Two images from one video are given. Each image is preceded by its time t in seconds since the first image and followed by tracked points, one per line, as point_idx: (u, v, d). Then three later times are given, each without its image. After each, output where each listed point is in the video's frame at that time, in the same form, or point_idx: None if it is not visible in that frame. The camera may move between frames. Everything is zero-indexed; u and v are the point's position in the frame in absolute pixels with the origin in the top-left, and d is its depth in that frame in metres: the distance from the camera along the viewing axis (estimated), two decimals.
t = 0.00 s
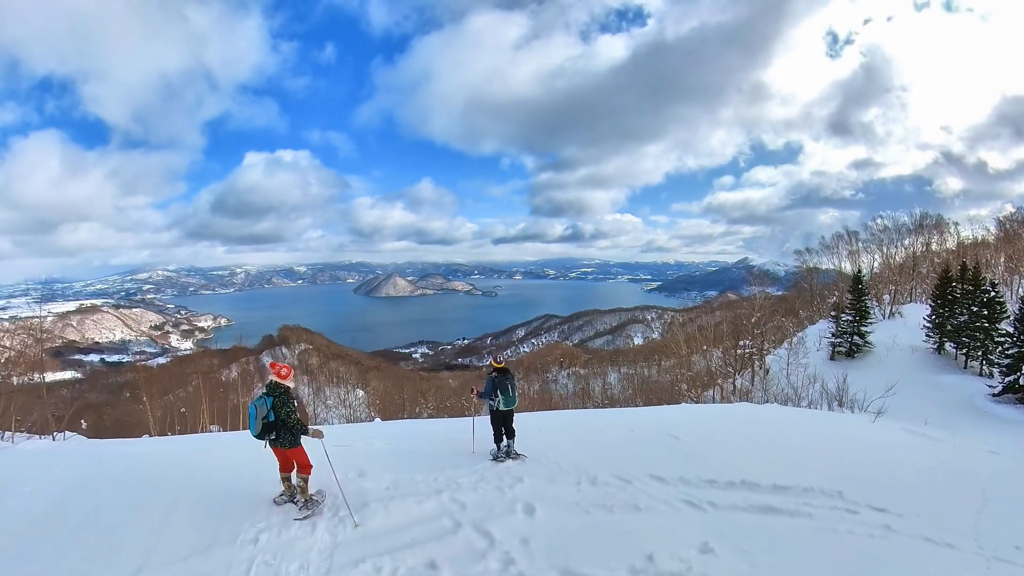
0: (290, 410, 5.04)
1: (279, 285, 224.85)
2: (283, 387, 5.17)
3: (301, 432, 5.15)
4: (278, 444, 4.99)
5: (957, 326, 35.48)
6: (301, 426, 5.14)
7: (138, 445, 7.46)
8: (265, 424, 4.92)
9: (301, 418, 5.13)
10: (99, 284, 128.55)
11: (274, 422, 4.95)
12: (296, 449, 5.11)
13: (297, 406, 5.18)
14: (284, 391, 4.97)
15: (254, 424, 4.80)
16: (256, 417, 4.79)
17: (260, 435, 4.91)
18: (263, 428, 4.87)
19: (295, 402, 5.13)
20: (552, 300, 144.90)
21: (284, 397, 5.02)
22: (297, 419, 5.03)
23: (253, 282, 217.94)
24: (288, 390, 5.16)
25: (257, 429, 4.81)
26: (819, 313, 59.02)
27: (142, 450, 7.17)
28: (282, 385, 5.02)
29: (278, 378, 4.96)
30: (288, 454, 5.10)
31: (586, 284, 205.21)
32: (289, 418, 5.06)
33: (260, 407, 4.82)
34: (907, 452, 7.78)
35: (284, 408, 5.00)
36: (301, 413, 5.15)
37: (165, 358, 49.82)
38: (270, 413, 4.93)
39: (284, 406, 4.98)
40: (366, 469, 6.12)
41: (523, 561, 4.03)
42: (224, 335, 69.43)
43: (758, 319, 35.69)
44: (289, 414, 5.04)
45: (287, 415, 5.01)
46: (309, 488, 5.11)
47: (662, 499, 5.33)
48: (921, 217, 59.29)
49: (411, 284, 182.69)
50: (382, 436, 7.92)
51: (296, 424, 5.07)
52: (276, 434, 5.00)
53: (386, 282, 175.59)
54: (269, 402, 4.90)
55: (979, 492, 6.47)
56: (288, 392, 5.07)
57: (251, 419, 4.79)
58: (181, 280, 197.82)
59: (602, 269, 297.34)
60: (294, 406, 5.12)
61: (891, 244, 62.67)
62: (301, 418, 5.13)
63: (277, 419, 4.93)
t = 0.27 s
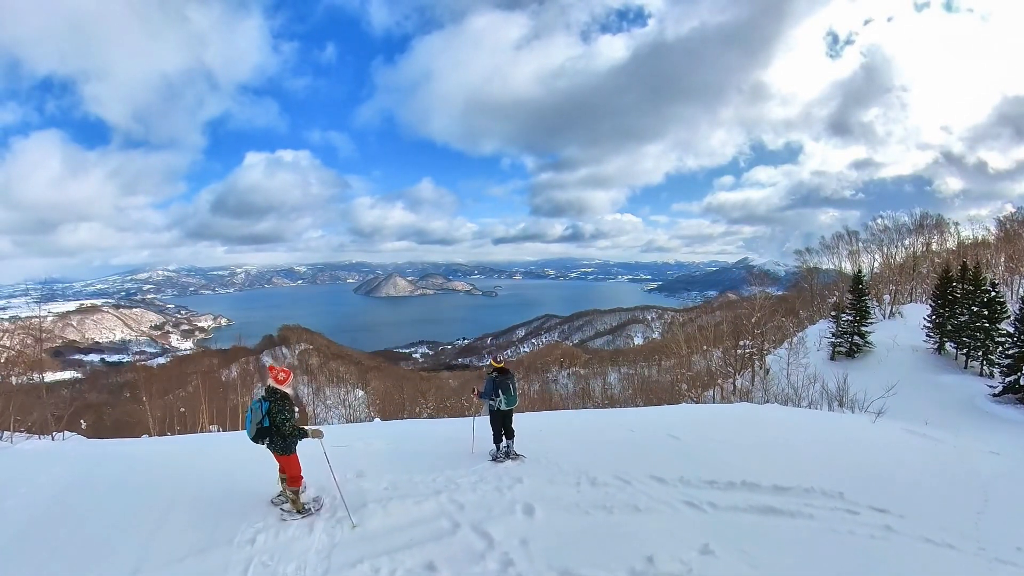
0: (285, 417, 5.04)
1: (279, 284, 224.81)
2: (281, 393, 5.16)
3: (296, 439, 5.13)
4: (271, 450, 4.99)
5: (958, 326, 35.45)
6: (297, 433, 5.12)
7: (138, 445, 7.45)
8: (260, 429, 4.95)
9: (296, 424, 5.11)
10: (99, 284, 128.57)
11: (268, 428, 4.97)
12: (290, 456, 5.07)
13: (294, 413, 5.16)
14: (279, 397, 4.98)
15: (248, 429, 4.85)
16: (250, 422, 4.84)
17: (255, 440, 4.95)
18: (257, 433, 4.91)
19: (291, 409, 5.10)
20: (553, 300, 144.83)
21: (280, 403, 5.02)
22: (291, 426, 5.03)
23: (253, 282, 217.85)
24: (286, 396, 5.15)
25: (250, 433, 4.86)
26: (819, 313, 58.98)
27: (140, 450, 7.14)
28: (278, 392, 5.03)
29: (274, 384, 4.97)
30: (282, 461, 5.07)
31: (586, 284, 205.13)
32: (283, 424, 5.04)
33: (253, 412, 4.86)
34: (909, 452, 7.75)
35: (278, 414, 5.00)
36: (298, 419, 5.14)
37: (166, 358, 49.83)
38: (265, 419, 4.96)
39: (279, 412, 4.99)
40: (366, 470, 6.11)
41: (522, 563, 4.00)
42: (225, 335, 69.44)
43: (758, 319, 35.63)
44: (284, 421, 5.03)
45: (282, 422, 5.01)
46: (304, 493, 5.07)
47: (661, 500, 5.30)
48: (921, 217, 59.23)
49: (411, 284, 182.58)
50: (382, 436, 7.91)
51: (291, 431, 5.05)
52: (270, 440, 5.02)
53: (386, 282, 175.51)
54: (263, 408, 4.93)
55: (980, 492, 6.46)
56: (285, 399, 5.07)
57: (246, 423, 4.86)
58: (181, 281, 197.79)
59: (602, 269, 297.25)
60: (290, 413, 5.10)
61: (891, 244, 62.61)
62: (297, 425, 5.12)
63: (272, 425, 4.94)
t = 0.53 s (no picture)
0: (283, 420, 5.03)
1: (279, 284, 224.78)
2: (280, 395, 5.16)
3: (293, 441, 5.13)
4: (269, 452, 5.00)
5: (958, 326, 35.47)
6: (295, 435, 5.13)
7: (137, 445, 7.44)
8: (259, 431, 4.96)
9: (294, 427, 5.11)
10: (99, 284, 128.52)
11: (267, 430, 4.97)
12: (287, 459, 5.07)
13: (293, 416, 5.15)
14: (279, 401, 4.98)
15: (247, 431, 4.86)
16: (250, 424, 4.85)
17: (253, 442, 4.96)
18: (256, 435, 4.91)
19: (289, 411, 5.11)
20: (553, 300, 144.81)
21: (279, 406, 5.03)
22: (290, 429, 5.03)
23: (253, 282, 217.76)
24: (285, 399, 5.16)
25: (250, 435, 4.86)
26: (819, 313, 58.97)
27: (140, 450, 7.15)
28: (278, 394, 5.03)
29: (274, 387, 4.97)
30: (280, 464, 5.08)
31: (586, 284, 205.09)
32: (281, 427, 5.05)
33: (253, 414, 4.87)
34: (908, 452, 7.75)
35: (277, 417, 5.00)
36: (296, 422, 5.15)
37: (166, 358, 49.84)
38: (263, 421, 4.96)
39: (278, 415, 4.99)
40: (365, 470, 6.11)
41: (521, 564, 4.00)
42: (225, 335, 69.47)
43: (758, 319, 35.61)
44: (283, 423, 5.04)
45: (281, 424, 5.01)
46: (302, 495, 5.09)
47: (661, 501, 5.30)
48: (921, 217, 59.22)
49: (411, 284, 182.54)
50: (382, 436, 7.91)
51: (288, 434, 5.04)
52: (268, 443, 5.02)
53: (386, 282, 175.50)
54: (262, 410, 4.94)
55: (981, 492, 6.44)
56: (284, 402, 5.07)
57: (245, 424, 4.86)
58: (181, 280, 197.70)
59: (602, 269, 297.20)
60: (289, 415, 5.09)
61: (891, 244, 62.58)
62: (295, 428, 5.12)
63: (270, 428, 4.95)
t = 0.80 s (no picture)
0: (282, 418, 5.05)
1: (280, 284, 224.78)
2: (280, 395, 5.22)
3: (293, 440, 5.15)
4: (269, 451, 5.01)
5: (958, 327, 35.46)
6: (295, 434, 5.15)
7: (138, 445, 7.46)
8: (259, 430, 4.99)
9: (293, 426, 5.13)
10: (99, 284, 128.47)
11: (266, 429, 5.00)
12: (286, 458, 5.08)
13: (292, 415, 5.18)
14: (279, 399, 5.03)
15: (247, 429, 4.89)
16: (250, 422, 4.89)
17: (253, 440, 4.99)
18: (256, 433, 4.94)
19: (288, 410, 5.13)
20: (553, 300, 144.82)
21: (279, 404, 5.07)
22: (289, 427, 5.06)
23: (253, 282, 217.67)
24: (286, 398, 5.22)
25: (249, 433, 4.90)
26: (819, 313, 58.97)
27: (142, 450, 7.17)
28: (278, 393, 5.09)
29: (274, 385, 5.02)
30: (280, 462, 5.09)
31: (586, 284, 205.04)
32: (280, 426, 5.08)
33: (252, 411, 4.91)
34: (908, 453, 7.76)
35: (275, 415, 5.03)
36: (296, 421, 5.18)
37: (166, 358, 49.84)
38: (263, 419, 5.00)
39: (278, 413, 5.03)
40: (367, 469, 6.13)
41: (522, 563, 4.01)
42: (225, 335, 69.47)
43: (758, 318, 35.60)
44: (283, 422, 5.07)
45: (281, 423, 5.04)
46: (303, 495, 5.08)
47: (661, 500, 5.32)
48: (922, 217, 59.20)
49: (411, 284, 182.51)
50: (383, 436, 7.94)
51: (287, 433, 5.06)
52: (268, 442, 5.04)
53: (386, 282, 175.50)
54: (262, 408, 4.99)
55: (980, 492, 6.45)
56: (284, 400, 5.12)
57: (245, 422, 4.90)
58: (181, 280, 197.73)
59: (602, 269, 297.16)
60: (288, 414, 5.11)
61: (892, 244, 62.57)
62: (295, 426, 5.15)
63: (269, 426, 4.98)
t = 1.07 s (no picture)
0: (281, 413, 5.09)
1: (280, 284, 224.83)
2: (278, 391, 5.26)
3: (291, 436, 5.17)
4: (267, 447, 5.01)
5: (959, 327, 35.47)
6: (293, 430, 5.16)
7: (141, 446, 7.48)
8: (258, 426, 5.01)
9: (291, 422, 5.16)
10: (100, 284, 128.43)
11: (265, 425, 5.00)
12: (285, 455, 5.09)
13: (291, 411, 5.22)
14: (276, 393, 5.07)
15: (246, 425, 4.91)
16: (249, 417, 4.91)
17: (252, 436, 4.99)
18: (255, 430, 4.95)
19: (287, 406, 5.18)
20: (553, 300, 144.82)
21: (277, 399, 5.11)
22: (287, 423, 5.09)
23: (253, 282, 217.63)
24: (284, 393, 5.26)
25: (249, 429, 4.91)
26: (819, 313, 58.98)
27: (143, 450, 7.18)
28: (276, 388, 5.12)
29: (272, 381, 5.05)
30: (279, 459, 5.09)
31: (586, 284, 205.04)
32: (279, 421, 5.09)
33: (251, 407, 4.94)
34: (909, 452, 7.76)
35: (276, 410, 5.07)
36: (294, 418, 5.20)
37: (166, 358, 49.86)
38: (262, 415, 5.02)
39: (276, 408, 5.06)
40: (370, 469, 6.14)
41: (526, 562, 4.04)
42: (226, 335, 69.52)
43: (758, 318, 35.58)
44: (281, 418, 5.09)
45: (280, 419, 5.07)
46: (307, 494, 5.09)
47: (663, 500, 5.34)
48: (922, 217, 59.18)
49: (412, 284, 182.59)
50: (385, 435, 7.98)
51: (286, 428, 5.09)
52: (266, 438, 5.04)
53: (386, 282, 175.52)
54: (261, 404, 5.01)
55: (981, 491, 6.48)
56: (282, 395, 5.17)
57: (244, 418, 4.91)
58: (181, 280, 197.77)
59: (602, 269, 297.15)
60: (287, 409, 5.16)
61: (892, 244, 62.55)
62: (292, 423, 5.17)
63: (268, 422, 5.00)
